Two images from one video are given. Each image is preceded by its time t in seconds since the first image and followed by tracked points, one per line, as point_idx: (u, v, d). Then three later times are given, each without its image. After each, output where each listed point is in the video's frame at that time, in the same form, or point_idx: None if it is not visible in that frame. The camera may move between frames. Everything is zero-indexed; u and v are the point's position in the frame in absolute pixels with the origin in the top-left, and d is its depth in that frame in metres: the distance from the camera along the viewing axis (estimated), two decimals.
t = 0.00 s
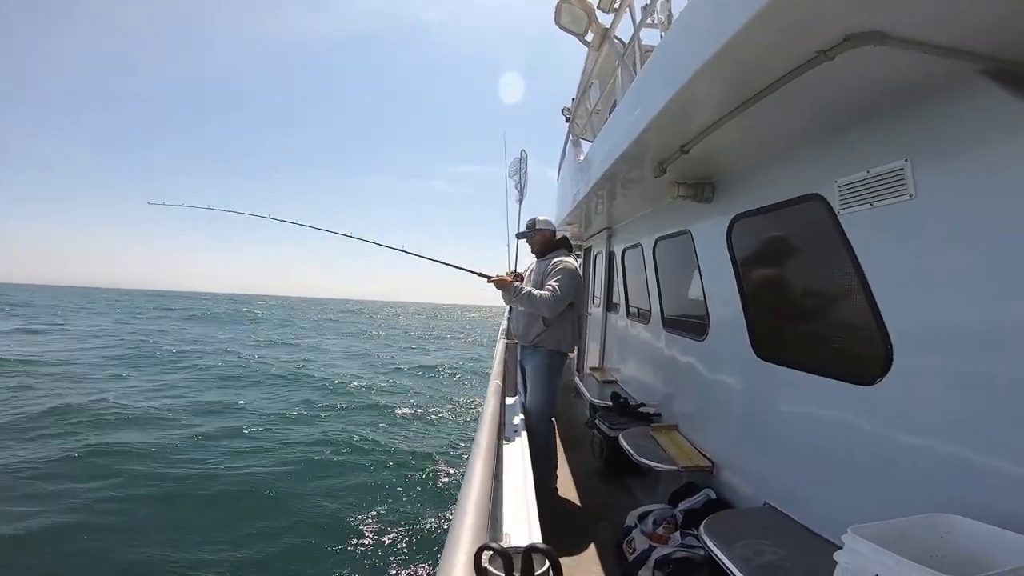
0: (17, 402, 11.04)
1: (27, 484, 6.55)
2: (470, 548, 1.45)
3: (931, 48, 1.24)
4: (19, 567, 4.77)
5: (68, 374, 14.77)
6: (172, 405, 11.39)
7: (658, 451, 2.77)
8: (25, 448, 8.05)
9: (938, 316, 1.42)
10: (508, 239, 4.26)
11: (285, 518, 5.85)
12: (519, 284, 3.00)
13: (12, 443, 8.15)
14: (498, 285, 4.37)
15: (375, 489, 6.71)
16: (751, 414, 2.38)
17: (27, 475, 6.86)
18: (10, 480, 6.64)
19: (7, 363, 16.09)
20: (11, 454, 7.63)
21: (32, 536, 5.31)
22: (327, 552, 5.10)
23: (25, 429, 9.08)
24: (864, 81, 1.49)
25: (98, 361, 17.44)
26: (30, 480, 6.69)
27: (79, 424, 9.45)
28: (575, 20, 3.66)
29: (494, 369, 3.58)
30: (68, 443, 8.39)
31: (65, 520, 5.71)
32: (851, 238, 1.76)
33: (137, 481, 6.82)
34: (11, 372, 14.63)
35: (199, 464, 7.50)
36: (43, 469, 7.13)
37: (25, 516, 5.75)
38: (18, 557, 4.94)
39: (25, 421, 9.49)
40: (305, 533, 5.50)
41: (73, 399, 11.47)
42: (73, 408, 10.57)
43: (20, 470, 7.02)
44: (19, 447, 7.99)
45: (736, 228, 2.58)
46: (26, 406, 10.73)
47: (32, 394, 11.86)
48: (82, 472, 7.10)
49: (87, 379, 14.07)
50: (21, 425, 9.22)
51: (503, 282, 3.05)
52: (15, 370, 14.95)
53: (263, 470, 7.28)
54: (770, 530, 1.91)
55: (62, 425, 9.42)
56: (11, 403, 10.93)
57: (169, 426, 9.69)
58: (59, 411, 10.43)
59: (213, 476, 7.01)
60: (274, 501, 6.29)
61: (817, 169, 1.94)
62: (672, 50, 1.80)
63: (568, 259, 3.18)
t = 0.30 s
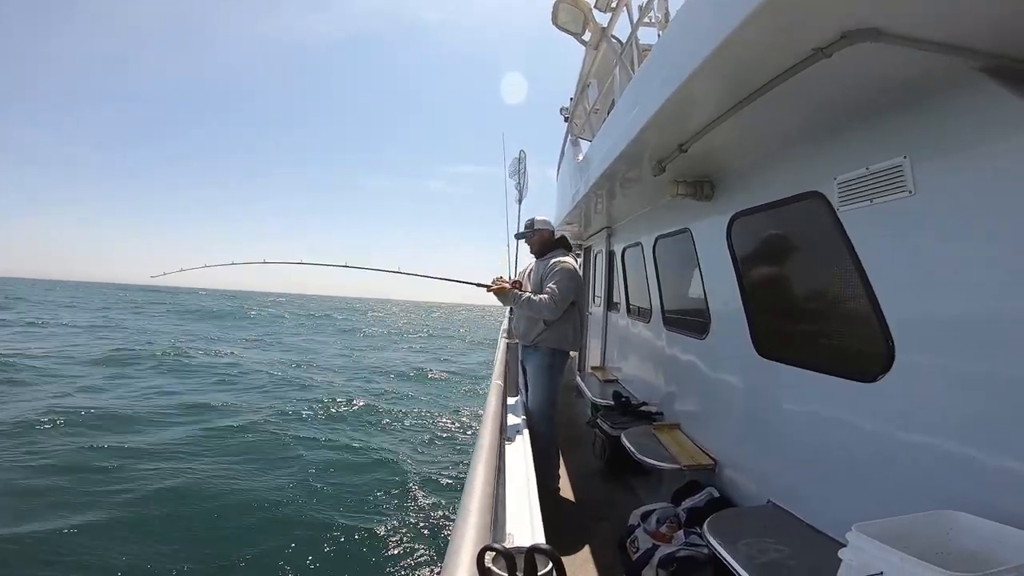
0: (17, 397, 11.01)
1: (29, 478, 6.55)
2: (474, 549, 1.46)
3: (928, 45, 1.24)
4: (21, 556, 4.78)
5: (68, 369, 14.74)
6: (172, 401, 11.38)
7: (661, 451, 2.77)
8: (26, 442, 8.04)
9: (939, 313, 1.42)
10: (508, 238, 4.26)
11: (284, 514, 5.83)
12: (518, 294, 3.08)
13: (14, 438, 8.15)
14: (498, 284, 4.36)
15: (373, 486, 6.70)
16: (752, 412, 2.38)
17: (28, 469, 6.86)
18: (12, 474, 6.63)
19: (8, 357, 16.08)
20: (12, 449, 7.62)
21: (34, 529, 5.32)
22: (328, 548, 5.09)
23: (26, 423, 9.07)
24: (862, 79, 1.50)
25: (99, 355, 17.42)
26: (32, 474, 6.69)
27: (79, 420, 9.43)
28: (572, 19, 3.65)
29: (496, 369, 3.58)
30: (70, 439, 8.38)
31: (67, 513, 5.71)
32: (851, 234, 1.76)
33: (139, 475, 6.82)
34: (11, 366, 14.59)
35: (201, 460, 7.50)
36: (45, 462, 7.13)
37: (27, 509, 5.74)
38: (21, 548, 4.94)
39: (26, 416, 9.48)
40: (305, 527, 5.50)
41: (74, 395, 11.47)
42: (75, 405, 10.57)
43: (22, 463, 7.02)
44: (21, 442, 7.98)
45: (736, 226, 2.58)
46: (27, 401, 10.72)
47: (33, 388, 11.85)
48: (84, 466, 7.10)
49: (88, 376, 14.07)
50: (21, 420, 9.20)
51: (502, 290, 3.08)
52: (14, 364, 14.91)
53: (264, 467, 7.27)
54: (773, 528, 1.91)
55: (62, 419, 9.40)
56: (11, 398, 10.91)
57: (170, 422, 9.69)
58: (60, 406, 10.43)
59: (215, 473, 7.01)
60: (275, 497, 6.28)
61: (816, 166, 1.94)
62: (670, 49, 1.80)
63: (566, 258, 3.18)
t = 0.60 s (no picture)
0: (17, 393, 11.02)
1: (29, 475, 6.55)
2: (474, 548, 1.45)
3: (929, 45, 1.24)
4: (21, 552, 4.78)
5: (68, 365, 14.75)
6: (172, 399, 11.38)
7: (661, 451, 2.77)
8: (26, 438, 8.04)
9: (939, 313, 1.42)
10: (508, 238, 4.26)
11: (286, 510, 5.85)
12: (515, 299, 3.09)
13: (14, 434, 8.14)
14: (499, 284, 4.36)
15: (373, 484, 6.70)
16: (752, 412, 2.38)
17: (28, 465, 6.86)
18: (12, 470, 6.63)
19: (7, 353, 16.07)
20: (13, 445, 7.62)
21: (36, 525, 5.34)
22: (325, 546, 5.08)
23: (26, 420, 9.07)
24: (863, 79, 1.50)
25: (99, 352, 17.41)
26: (32, 471, 6.69)
27: (79, 416, 9.42)
28: (572, 19, 3.65)
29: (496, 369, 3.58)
30: (70, 435, 8.39)
31: (67, 509, 5.72)
32: (852, 235, 1.76)
33: (139, 472, 6.82)
34: (10, 361, 14.58)
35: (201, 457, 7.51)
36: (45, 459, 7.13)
37: (26, 506, 5.74)
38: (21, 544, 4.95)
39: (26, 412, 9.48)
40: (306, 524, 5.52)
41: (74, 392, 11.46)
42: (75, 402, 10.56)
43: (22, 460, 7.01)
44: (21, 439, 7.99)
45: (736, 227, 2.58)
46: (27, 397, 10.71)
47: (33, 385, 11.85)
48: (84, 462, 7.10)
49: (88, 372, 14.05)
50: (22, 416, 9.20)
51: (499, 298, 3.12)
52: (13, 360, 14.90)
53: (265, 465, 7.28)
54: (773, 529, 1.90)
55: (62, 416, 9.40)
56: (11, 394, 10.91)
57: (170, 420, 9.68)
58: (61, 402, 10.43)
59: (215, 471, 7.01)
60: (275, 495, 6.30)
61: (816, 167, 1.95)
62: (671, 48, 1.80)
63: (562, 258, 3.18)
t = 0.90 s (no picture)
0: (18, 393, 11.07)
1: (27, 476, 6.57)
2: (470, 548, 1.45)
3: (934, 49, 1.24)
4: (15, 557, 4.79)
5: (70, 365, 14.81)
6: (172, 399, 11.41)
7: (659, 453, 2.77)
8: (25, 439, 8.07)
9: (940, 318, 1.42)
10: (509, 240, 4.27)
11: (281, 514, 5.86)
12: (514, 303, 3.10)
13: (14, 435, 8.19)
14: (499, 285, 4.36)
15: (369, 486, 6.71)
16: (751, 415, 2.38)
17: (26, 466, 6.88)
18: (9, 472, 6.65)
19: (9, 352, 16.16)
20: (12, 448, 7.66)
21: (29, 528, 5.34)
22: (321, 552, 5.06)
23: (25, 420, 9.10)
24: (868, 84, 1.49)
25: (100, 351, 17.46)
26: (29, 473, 6.70)
27: (80, 416, 9.46)
28: (577, 21, 3.65)
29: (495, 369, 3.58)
30: (70, 435, 8.42)
31: (64, 511, 5.73)
32: (854, 239, 1.76)
33: (137, 472, 6.84)
34: (13, 361, 14.65)
35: (199, 459, 7.52)
36: (42, 460, 7.15)
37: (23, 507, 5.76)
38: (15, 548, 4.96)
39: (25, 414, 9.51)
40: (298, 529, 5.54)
41: (74, 391, 11.50)
42: (74, 402, 10.60)
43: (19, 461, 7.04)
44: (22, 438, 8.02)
45: (739, 230, 2.58)
46: (26, 397, 10.75)
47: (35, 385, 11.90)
48: (82, 464, 7.12)
49: (89, 371, 14.10)
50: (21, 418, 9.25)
51: (498, 304, 3.12)
52: (16, 360, 14.97)
53: (263, 467, 7.31)
54: (770, 532, 1.90)
55: (63, 415, 9.44)
56: (13, 394, 10.96)
57: (169, 418, 9.71)
58: (60, 403, 10.47)
59: (213, 472, 7.04)
60: (276, 496, 6.36)
61: (820, 171, 1.95)
62: (675, 51, 1.80)
63: (561, 258, 3.18)
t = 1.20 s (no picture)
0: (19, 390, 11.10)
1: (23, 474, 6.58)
2: (464, 548, 1.45)
3: (941, 57, 1.23)
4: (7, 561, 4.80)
5: (71, 364, 14.88)
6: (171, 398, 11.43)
7: (656, 457, 2.76)
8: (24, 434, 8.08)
9: (942, 325, 1.41)
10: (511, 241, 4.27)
11: (275, 514, 5.89)
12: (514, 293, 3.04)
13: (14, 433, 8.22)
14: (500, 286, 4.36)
15: (365, 486, 6.71)
16: (748, 420, 2.38)
17: (22, 468, 6.90)
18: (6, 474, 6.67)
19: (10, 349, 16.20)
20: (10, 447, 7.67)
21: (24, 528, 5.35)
22: (316, 552, 5.05)
23: (24, 419, 9.12)
24: (875, 90, 1.49)
25: (100, 349, 17.50)
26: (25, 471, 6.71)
27: (80, 416, 9.49)
28: (584, 22, 3.65)
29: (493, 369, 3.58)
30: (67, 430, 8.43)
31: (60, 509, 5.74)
32: (856, 246, 1.76)
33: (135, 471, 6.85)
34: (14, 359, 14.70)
35: (195, 460, 7.53)
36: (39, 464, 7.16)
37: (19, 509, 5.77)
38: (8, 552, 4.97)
39: (25, 412, 9.54)
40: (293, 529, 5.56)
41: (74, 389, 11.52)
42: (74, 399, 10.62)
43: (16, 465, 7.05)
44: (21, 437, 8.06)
45: (741, 235, 2.58)
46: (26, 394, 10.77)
47: (36, 383, 11.95)
48: (79, 467, 7.14)
49: (89, 369, 14.14)
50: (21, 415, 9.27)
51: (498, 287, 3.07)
52: (17, 359, 15.02)
53: (261, 468, 7.33)
54: (764, 537, 1.89)
55: (63, 413, 9.47)
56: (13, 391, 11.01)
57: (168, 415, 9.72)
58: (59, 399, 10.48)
59: (211, 471, 7.06)
60: (275, 497, 6.39)
61: (823, 177, 1.95)
62: (682, 55, 1.80)
63: (560, 259, 3.19)
